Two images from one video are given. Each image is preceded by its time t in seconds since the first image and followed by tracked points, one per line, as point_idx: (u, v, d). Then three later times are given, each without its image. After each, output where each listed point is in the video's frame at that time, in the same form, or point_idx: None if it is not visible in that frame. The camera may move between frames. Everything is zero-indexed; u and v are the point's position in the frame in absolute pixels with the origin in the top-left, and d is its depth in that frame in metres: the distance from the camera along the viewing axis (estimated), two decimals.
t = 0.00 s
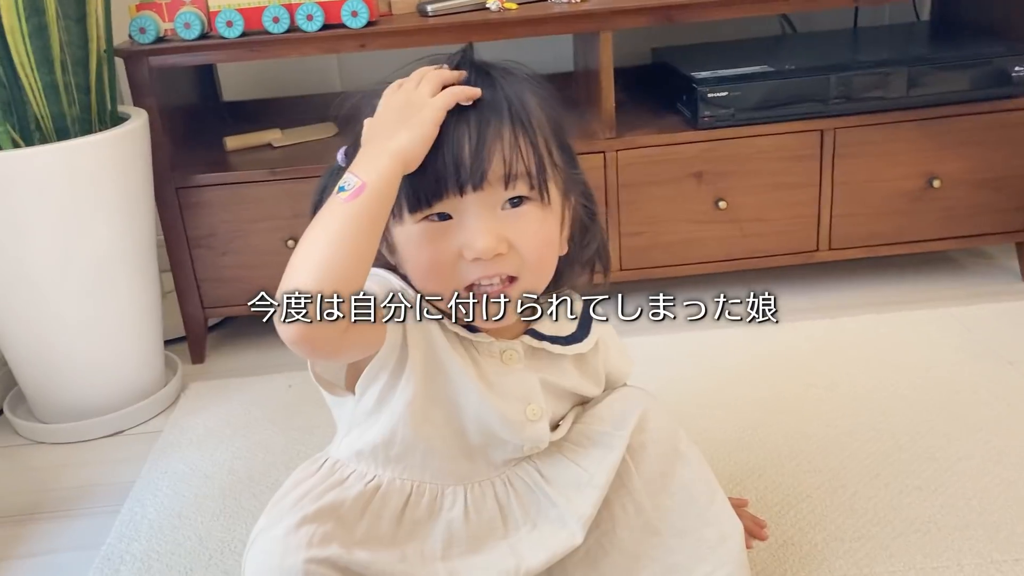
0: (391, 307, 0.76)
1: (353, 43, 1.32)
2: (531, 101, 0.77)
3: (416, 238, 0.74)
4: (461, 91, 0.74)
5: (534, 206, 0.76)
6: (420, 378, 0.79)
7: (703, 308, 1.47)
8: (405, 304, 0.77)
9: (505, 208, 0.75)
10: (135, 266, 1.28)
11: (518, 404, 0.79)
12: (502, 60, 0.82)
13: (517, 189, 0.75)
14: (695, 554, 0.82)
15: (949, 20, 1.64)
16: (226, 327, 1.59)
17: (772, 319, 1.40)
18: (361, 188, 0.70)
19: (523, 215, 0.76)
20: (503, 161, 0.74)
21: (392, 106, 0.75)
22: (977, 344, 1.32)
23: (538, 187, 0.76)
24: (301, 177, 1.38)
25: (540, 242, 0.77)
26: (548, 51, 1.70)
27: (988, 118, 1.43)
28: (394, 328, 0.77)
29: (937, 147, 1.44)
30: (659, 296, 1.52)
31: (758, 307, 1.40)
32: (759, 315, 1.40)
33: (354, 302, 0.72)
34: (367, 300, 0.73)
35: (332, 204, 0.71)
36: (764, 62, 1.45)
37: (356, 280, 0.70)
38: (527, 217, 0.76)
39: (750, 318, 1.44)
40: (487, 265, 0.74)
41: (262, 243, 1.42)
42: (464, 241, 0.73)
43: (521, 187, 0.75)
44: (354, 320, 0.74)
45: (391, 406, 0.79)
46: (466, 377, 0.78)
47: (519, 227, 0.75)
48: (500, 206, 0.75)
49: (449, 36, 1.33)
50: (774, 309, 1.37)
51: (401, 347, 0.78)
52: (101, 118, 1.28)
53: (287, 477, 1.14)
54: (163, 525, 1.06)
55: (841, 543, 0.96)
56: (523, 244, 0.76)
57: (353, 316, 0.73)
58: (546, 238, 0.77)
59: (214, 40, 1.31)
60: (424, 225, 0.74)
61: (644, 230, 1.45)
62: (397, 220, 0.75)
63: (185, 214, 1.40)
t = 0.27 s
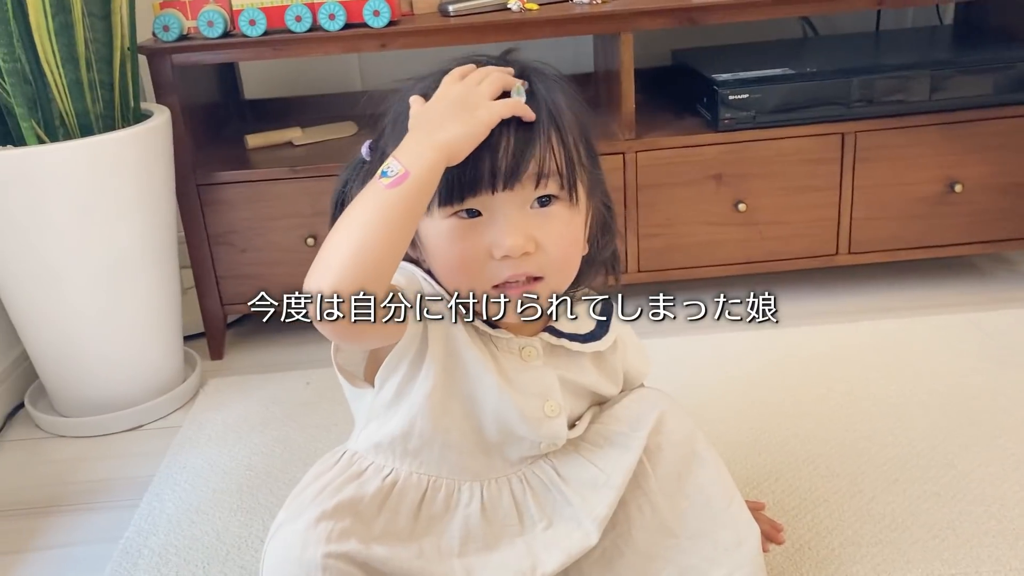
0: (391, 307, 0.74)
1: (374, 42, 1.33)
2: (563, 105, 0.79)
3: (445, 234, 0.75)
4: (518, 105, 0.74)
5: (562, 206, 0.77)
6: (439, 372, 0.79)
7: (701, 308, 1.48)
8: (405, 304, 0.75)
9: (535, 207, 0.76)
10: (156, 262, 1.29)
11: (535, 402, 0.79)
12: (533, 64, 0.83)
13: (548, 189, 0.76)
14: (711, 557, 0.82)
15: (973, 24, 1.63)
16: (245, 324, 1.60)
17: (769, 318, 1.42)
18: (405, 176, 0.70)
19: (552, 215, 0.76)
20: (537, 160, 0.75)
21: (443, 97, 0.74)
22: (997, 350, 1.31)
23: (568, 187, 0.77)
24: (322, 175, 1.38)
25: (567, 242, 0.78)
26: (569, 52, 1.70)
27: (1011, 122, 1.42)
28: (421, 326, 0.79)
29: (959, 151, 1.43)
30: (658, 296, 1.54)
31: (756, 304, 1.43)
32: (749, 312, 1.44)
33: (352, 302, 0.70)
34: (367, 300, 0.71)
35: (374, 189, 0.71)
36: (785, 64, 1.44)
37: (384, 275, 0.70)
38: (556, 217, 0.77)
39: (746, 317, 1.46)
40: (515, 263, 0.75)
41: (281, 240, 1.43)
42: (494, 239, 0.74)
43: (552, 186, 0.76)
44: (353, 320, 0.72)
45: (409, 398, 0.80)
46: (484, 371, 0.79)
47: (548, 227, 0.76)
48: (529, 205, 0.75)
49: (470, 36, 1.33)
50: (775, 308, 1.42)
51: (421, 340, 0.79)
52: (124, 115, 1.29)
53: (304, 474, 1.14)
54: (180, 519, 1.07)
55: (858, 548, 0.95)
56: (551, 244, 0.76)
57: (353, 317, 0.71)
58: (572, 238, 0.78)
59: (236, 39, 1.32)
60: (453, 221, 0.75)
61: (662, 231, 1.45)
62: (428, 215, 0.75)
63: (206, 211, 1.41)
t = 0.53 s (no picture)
0: (391, 307, 0.73)
1: (382, 42, 1.33)
2: (580, 107, 0.79)
3: (458, 231, 0.75)
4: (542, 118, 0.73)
5: (577, 206, 0.77)
6: (449, 367, 0.80)
7: (702, 308, 1.48)
8: (405, 305, 0.74)
9: (550, 206, 0.76)
10: (164, 261, 1.30)
11: (545, 397, 0.80)
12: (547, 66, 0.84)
13: (564, 188, 0.76)
14: (719, 557, 0.81)
15: (982, 24, 1.63)
16: (252, 324, 1.60)
17: (769, 319, 1.40)
18: (423, 171, 0.70)
19: (568, 214, 0.76)
20: (555, 159, 0.75)
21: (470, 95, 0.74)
22: (1007, 351, 1.30)
23: (582, 187, 0.78)
24: (330, 174, 1.38)
25: (580, 243, 0.78)
26: (576, 52, 1.70)
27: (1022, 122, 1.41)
28: (427, 325, 0.79)
29: (968, 152, 1.43)
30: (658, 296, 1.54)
31: (757, 304, 1.42)
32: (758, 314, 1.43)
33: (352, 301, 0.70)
34: (367, 300, 0.70)
35: (391, 183, 0.71)
36: (794, 64, 1.44)
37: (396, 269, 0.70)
38: (571, 217, 0.77)
39: (746, 317, 1.47)
40: (529, 262, 0.75)
41: (289, 240, 1.43)
42: (509, 237, 0.74)
43: (568, 185, 0.76)
44: (353, 320, 0.72)
45: (417, 393, 0.80)
46: (492, 366, 0.79)
47: (562, 227, 0.76)
48: (544, 205, 0.75)
49: (478, 35, 1.33)
50: (775, 309, 1.38)
51: (430, 334, 0.79)
52: (132, 115, 1.30)
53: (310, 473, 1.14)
54: (187, 518, 1.07)
55: (867, 549, 0.95)
56: (564, 244, 0.76)
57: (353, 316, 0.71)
58: (585, 239, 0.78)
59: (245, 38, 1.32)
60: (468, 219, 0.74)
61: (670, 232, 1.45)
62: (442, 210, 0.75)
63: (214, 210, 1.41)
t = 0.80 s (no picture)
0: (391, 307, 0.76)
1: (383, 44, 1.33)
2: (579, 103, 0.79)
3: (462, 232, 0.75)
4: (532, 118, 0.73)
5: (578, 203, 0.78)
6: (449, 365, 0.80)
7: (702, 308, 1.49)
8: (405, 304, 0.77)
9: (551, 204, 0.76)
10: (166, 263, 1.30)
11: (545, 395, 0.80)
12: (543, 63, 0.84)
13: (564, 186, 0.76)
14: (720, 557, 0.81)
15: (983, 24, 1.63)
16: (254, 326, 1.61)
17: (769, 318, 1.39)
18: (404, 170, 0.70)
19: (567, 211, 0.77)
20: (556, 157, 0.75)
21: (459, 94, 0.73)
22: (1008, 351, 1.30)
23: (583, 184, 0.78)
24: (332, 176, 1.39)
25: (581, 241, 0.78)
26: (577, 53, 1.71)
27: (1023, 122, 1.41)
28: (426, 323, 0.79)
29: (969, 152, 1.43)
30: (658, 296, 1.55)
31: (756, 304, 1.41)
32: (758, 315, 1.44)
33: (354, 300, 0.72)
34: (367, 298, 0.72)
35: (375, 183, 0.71)
36: (795, 65, 1.44)
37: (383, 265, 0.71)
38: (572, 214, 0.77)
39: (746, 317, 1.47)
40: (532, 262, 0.75)
41: (291, 242, 1.43)
42: (512, 237, 0.74)
43: (569, 183, 0.76)
44: (353, 320, 0.75)
45: (418, 391, 0.80)
46: (492, 363, 0.79)
47: (564, 225, 0.76)
48: (546, 203, 0.75)
49: (479, 37, 1.33)
50: (774, 309, 1.37)
51: (430, 332, 0.80)
52: (134, 117, 1.30)
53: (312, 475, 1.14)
54: (190, 520, 1.07)
55: (869, 549, 0.95)
56: (567, 243, 0.76)
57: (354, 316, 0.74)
58: (587, 236, 0.78)
59: (246, 40, 1.33)
60: (468, 220, 0.75)
61: (671, 232, 1.45)
62: (443, 211, 0.75)
63: (215, 212, 1.41)
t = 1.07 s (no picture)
0: (391, 307, 0.77)
1: (381, 45, 1.33)
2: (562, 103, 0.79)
3: (449, 237, 0.75)
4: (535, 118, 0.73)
5: (564, 202, 0.78)
6: (442, 368, 0.80)
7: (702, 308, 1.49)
8: (406, 304, 0.78)
9: (538, 204, 0.76)
10: (164, 264, 1.30)
11: (535, 395, 0.80)
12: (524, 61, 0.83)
13: (550, 185, 0.76)
14: (720, 556, 0.81)
15: (981, 24, 1.63)
16: (253, 327, 1.61)
17: (769, 318, 1.42)
18: (388, 167, 0.70)
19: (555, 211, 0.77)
20: (541, 157, 0.75)
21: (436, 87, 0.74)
22: (1007, 350, 1.31)
23: (569, 183, 0.78)
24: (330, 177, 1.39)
25: (569, 240, 0.78)
26: (575, 54, 1.71)
27: (1021, 121, 1.41)
28: (421, 325, 0.80)
29: (967, 151, 1.43)
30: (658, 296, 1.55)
31: (756, 303, 1.43)
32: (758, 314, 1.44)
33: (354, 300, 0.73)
34: (367, 299, 0.73)
35: (358, 183, 0.71)
36: (793, 64, 1.44)
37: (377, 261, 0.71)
38: (559, 214, 0.77)
39: (747, 317, 1.47)
40: (522, 263, 0.75)
41: (289, 243, 1.43)
42: (501, 239, 0.74)
43: (554, 183, 0.77)
44: (353, 320, 0.75)
45: (412, 393, 0.80)
46: (483, 365, 0.79)
47: (551, 226, 0.76)
48: (533, 203, 0.75)
49: (477, 37, 1.33)
50: (774, 308, 1.39)
51: (422, 336, 0.80)
52: (133, 119, 1.30)
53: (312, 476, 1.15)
54: (189, 521, 1.07)
55: (868, 548, 0.95)
56: (555, 242, 0.77)
57: (354, 316, 0.74)
58: (575, 235, 0.79)
59: (245, 42, 1.33)
60: (456, 224, 0.75)
61: (669, 233, 1.45)
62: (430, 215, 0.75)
63: (214, 214, 1.41)
